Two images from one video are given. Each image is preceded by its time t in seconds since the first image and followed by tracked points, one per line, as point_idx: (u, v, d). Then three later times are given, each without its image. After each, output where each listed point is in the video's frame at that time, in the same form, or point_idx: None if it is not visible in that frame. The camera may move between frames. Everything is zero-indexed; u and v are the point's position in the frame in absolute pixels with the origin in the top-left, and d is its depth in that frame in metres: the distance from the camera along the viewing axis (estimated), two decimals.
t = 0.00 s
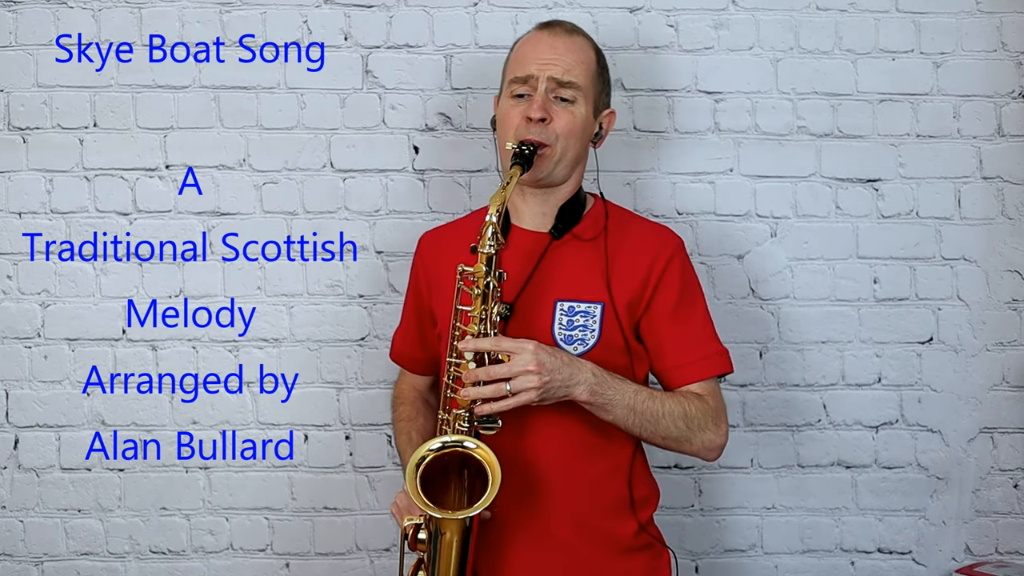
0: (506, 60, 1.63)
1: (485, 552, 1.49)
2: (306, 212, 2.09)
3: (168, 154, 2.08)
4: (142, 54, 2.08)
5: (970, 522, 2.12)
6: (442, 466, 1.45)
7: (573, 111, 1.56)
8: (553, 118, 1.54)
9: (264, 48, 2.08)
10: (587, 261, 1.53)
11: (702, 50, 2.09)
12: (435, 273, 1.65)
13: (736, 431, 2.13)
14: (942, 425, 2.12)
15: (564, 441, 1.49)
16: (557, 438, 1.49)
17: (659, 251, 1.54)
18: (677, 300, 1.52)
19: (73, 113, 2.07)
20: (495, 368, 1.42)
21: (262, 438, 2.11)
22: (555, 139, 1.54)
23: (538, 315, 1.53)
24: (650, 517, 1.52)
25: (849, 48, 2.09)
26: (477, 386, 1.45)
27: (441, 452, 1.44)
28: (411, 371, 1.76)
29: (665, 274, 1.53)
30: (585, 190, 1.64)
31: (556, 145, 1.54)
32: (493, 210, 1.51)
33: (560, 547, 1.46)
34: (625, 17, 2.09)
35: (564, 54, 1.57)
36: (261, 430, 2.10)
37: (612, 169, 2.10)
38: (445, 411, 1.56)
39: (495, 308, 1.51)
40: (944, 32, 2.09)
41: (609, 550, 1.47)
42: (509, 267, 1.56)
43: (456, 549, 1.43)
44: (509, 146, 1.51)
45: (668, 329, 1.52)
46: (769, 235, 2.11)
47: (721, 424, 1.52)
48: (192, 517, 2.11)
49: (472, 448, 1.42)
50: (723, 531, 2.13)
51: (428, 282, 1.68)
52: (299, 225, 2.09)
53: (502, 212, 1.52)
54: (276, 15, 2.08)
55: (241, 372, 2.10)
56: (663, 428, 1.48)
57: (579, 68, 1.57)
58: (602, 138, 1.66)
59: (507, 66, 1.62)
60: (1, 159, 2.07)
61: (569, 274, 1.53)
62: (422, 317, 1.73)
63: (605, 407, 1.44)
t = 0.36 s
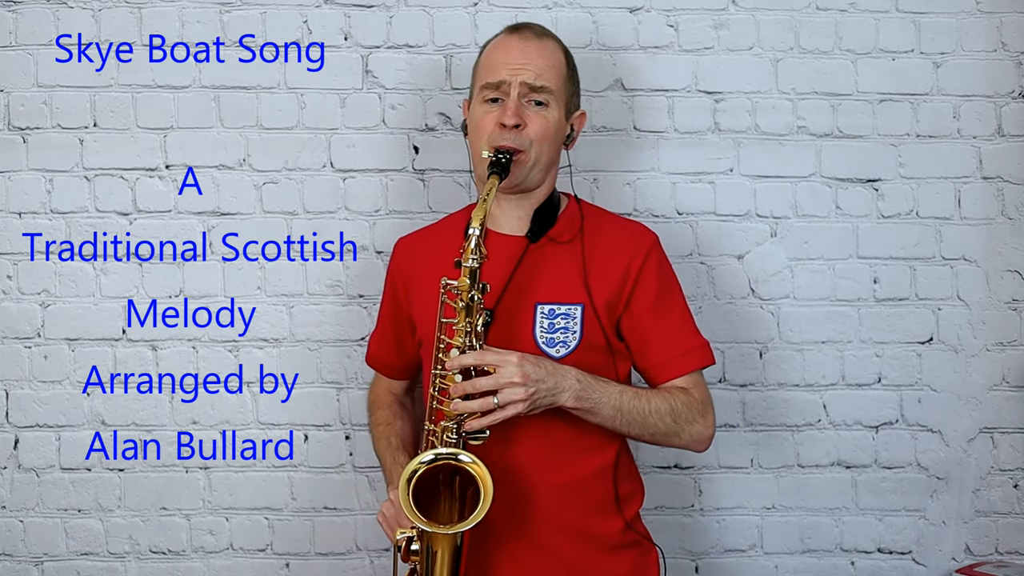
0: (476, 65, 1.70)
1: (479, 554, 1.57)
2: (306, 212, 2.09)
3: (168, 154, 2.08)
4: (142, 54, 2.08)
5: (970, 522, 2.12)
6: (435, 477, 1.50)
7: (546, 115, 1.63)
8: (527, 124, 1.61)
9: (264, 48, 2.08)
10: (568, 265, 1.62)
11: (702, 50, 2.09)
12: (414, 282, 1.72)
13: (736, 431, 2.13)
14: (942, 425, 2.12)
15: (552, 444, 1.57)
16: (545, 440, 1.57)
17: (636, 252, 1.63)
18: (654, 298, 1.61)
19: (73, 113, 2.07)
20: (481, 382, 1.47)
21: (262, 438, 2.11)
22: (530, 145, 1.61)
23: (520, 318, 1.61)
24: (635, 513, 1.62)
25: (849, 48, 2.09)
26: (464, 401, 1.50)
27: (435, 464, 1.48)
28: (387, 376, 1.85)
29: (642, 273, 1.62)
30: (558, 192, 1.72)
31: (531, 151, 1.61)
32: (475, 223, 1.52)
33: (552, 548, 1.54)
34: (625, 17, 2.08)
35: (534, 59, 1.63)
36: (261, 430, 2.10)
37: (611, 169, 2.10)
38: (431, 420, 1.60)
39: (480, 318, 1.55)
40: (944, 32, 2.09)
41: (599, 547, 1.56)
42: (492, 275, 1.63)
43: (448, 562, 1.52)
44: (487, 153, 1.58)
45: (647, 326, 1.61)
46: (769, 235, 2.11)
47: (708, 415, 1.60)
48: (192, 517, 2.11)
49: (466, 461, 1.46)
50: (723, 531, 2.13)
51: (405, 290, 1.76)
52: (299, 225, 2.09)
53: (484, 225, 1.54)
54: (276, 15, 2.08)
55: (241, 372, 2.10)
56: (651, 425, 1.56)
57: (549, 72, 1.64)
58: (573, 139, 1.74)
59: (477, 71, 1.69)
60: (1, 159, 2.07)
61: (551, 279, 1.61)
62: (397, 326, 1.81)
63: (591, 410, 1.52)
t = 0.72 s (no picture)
0: (459, 64, 1.71)
1: (475, 555, 1.57)
2: (306, 212, 2.09)
3: (168, 154, 2.08)
4: (142, 54, 2.08)
5: (970, 522, 2.12)
6: (429, 473, 1.50)
7: (530, 113, 1.64)
8: (512, 121, 1.62)
9: (264, 48, 2.08)
10: (557, 260, 1.62)
11: (702, 50, 2.09)
12: (400, 284, 1.73)
13: (736, 431, 2.13)
14: (942, 424, 2.12)
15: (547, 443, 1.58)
16: (535, 438, 1.58)
17: (622, 245, 1.64)
18: (641, 289, 1.62)
19: (73, 113, 2.07)
20: (470, 380, 1.48)
21: (262, 438, 2.11)
22: (515, 141, 1.62)
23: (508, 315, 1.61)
24: (628, 511, 1.63)
25: (849, 48, 2.09)
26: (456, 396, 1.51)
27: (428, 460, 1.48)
28: (373, 379, 1.86)
29: (629, 264, 1.63)
30: (544, 191, 1.73)
31: (516, 148, 1.62)
32: (464, 219, 1.52)
33: (549, 547, 1.55)
34: (625, 17, 2.08)
35: (517, 57, 1.64)
36: (261, 430, 2.10)
37: (611, 169, 2.10)
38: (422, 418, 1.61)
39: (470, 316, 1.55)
40: (944, 32, 2.09)
41: (594, 546, 1.56)
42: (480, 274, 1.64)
43: (442, 559, 1.52)
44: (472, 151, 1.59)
45: (635, 318, 1.61)
46: (769, 235, 2.11)
47: (699, 407, 1.60)
48: (192, 517, 2.11)
49: (459, 458, 1.46)
50: (723, 530, 2.13)
51: (391, 293, 1.76)
52: (299, 225, 2.09)
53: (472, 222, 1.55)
54: (276, 15, 2.08)
55: (241, 372, 2.10)
56: (640, 420, 1.57)
57: (533, 69, 1.65)
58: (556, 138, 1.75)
59: (461, 70, 1.70)
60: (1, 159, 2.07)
61: (539, 274, 1.61)
62: (383, 328, 1.81)
63: (577, 409, 1.53)
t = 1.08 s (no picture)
0: (458, 60, 1.71)
1: (471, 553, 1.56)
2: (306, 212, 2.09)
3: (168, 154, 2.08)
4: (142, 54, 2.08)
5: (970, 522, 2.12)
6: (423, 465, 1.50)
7: (528, 108, 1.64)
8: (509, 116, 1.62)
9: (264, 48, 2.08)
10: (556, 257, 1.63)
11: (702, 50, 2.09)
12: (397, 280, 1.73)
13: (736, 431, 2.13)
14: (942, 425, 2.12)
15: (545, 441, 1.58)
16: (532, 434, 1.58)
17: (622, 243, 1.64)
18: (642, 287, 1.62)
19: (73, 113, 2.07)
20: (465, 370, 1.48)
21: (262, 438, 2.11)
22: (512, 136, 1.62)
23: (508, 311, 1.61)
24: (624, 511, 1.63)
25: (849, 48, 2.09)
26: (451, 388, 1.51)
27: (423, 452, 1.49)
28: (368, 376, 1.85)
29: (629, 262, 1.63)
30: (544, 189, 1.73)
31: (513, 142, 1.61)
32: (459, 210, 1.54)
33: (547, 546, 1.54)
34: (625, 17, 2.08)
35: (515, 52, 1.65)
36: (261, 430, 2.11)
37: (611, 169, 2.10)
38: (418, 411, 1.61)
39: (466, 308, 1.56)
40: (944, 32, 2.09)
41: (591, 544, 1.56)
42: (478, 269, 1.64)
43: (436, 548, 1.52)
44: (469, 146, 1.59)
45: (635, 315, 1.62)
46: (769, 235, 2.11)
47: (698, 403, 1.60)
48: (192, 517, 2.11)
49: (454, 449, 1.46)
50: (723, 530, 2.13)
51: (389, 290, 1.75)
52: (299, 226, 2.09)
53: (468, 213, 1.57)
54: (276, 15, 2.08)
55: (241, 372, 2.10)
56: (637, 415, 1.57)
57: (531, 64, 1.65)
58: (556, 134, 1.75)
59: (459, 66, 1.70)
60: (1, 159, 2.07)
61: (539, 270, 1.62)
62: (379, 324, 1.81)
63: (573, 402, 1.53)
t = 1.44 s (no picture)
0: (477, 56, 1.71)
1: (467, 552, 1.56)
2: (306, 212, 2.09)
3: (168, 154, 2.08)
4: (142, 54, 2.08)
5: (970, 522, 2.12)
6: (422, 463, 1.50)
7: (544, 108, 1.64)
8: (525, 115, 1.62)
9: (264, 48, 2.08)
10: (561, 260, 1.63)
11: (702, 50, 2.09)
12: (402, 274, 1.73)
13: (736, 431, 2.13)
14: (942, 425, 2.12)
15: (544, 442, 1.58)
16: (531, 435, 1.58)
17: (629, 249, 1.64)
18: (648, 294, 1.62)
19: (73, 113, 2.07)
20: (468, 369, 1.48)
21: (262, 438, 2.11)
22: (527, 136, 1.62)
23: (512, 312, 1.61)
24: (620, 514, 1.63)
25: (849, 48, 2.09)
26: (454, 385, 1.50)
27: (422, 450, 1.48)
28: (369, 367, 1.86)
29: (635, 269, 1.63)
30: (555, 190, 1.73)
31: (528, 142, 1.62)
32: (471, 210, 1.54)
33: (541, 546, 1.54)
34: (625, 17, 2.08)
35: (535, 51, 1.64)
36: (261, 430, 2.11)
37: (611, 169, 2.10)
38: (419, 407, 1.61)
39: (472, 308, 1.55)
40: (944, 32, 2.09)
41: (586, 545, 1.56)
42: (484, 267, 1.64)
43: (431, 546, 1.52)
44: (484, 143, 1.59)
45: (640, 322, 1.62)
46: (769, 235, 2.11)
47: (698, 415, 1.61)
48: (192, 517, 2.11)
49: (453, 448, 1.46)
50: (723, 530, 2.13)
51: (393, 282, 1.76)
52: (299, 226, 2.09)
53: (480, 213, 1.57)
54: (276, 15, 2.08)
55: (241, 372, 2.10)
56: (637, 424, 1.57)
57: (549, 65, 1.65)
58: (571, 136, 1.75)
59: (478, 62, 1.70)
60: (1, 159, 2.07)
61: (543, 273, 1.62)
62: (383, 316, 1.81)
63: (574, 406, 1.53)
